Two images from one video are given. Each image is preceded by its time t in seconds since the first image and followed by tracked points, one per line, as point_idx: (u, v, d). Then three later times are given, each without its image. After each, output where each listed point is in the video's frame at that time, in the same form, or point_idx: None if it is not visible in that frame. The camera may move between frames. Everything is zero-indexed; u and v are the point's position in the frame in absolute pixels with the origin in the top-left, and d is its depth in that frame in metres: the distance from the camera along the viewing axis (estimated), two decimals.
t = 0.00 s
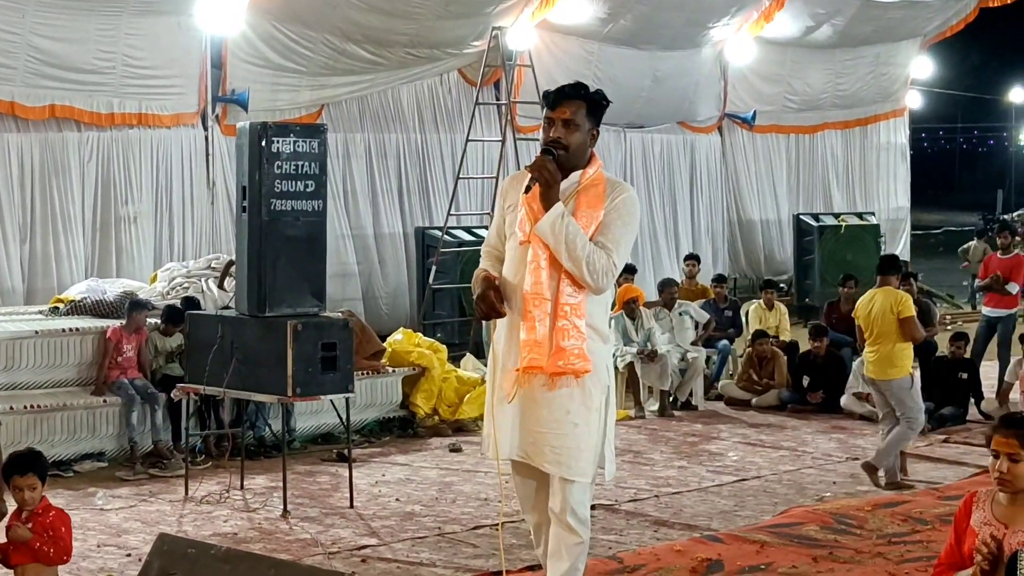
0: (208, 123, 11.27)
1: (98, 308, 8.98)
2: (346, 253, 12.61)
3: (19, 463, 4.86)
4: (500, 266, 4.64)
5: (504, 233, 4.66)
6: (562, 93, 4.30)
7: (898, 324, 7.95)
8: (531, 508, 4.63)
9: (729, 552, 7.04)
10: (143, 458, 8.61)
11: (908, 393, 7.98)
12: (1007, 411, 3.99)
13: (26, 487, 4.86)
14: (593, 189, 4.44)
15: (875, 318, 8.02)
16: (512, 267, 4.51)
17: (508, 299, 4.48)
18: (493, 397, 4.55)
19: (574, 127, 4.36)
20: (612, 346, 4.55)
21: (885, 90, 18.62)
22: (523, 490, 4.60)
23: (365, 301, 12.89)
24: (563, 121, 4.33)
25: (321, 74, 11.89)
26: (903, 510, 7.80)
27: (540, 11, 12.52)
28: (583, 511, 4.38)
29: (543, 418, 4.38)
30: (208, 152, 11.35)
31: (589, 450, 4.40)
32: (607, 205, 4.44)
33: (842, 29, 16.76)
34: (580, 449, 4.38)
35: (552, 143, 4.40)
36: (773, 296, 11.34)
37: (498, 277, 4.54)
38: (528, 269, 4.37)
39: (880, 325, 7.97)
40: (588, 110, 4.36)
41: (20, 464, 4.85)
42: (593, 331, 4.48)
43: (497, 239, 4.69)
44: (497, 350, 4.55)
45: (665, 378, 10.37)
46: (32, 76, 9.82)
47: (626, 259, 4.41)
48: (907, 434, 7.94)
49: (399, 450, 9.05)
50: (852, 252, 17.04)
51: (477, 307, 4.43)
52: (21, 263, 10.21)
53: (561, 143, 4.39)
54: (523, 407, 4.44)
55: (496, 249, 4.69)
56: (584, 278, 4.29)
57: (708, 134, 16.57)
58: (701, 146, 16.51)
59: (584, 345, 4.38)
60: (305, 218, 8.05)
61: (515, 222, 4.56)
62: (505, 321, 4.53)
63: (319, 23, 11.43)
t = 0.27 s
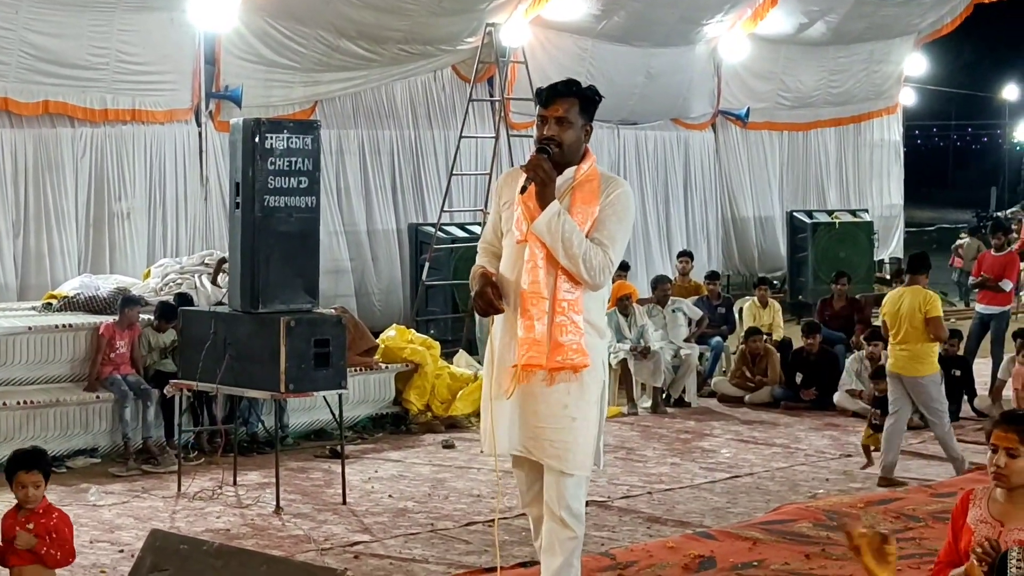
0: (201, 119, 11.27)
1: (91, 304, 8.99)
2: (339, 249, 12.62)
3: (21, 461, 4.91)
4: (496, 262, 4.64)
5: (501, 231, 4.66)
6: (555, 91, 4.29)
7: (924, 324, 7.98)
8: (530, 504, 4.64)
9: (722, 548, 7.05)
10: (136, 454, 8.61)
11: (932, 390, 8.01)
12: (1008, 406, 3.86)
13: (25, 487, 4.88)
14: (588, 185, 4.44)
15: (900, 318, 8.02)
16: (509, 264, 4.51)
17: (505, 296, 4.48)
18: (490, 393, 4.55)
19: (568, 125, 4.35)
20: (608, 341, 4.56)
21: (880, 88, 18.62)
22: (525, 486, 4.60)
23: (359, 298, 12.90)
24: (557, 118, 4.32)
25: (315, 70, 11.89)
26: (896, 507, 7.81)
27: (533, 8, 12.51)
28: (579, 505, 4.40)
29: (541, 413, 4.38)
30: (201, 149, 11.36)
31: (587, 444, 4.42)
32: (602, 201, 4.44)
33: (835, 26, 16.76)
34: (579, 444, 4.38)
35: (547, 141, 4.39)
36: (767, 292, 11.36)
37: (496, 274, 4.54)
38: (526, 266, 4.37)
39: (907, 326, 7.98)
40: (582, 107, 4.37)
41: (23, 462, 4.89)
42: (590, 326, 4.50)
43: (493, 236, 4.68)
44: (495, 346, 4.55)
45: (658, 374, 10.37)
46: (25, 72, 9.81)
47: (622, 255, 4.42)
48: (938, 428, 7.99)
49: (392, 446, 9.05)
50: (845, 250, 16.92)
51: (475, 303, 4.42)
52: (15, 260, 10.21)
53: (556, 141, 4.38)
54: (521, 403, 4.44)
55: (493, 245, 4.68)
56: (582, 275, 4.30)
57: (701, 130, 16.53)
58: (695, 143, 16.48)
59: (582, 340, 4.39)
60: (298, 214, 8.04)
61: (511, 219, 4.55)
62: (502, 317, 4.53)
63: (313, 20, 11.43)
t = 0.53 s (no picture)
0: (199, 118, 11.22)
1: (89, 301, 8.99)
2: (336, 247, 12.62)
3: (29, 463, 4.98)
4: (498, 260, 4.66)
5: (502, 228, 4.69)
6: (554, 88, 4.33)
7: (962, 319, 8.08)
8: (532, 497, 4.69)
9: (719, 546, 7.05)
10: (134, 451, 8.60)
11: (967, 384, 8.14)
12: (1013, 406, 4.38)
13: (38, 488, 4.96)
14: (587, 181, 4.48)
15: (938, 312, 8.12)
16: (510, 261, 4.54)
17: (507, 294, 4.51)
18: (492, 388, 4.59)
19: (566, 120, 4.39)
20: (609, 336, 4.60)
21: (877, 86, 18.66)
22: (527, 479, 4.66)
23: (357, 296, 12.91)
24: (556, 114, 4.35)
25: (314, 68, 11.89)
26: (894, 505, 7.81)
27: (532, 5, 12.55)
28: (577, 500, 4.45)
29: (543, 408, 4.42)
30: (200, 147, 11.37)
31: (587, 439, 4.46)
32: (601, 196, 4.47)
33: (833, 23, 16.86)
34: (579, 438, 4.43)
35: (544, 138, 4.43)
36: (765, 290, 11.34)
37: (497, 271, 4.57)
38: (526, 264, 4.41)
39: (946, 319, 8.08)
40: (580, 105, 4.40)
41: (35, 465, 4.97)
42: (592, 322, 4.54)
43: (495, 234, 4.71)
44: (496, 342, 4.58)
45: (656, 372, 10.36)
46: (23, 69, 9.82)
47: (622, 251, 4.46)
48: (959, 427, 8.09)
49: (390, 444, 9.05)
50: (843, 247, 16.94)
51: (477, 301, 4.44)
52: (13, 257, 10.21)
53: (554, 138, 4.42)
54: (522, 399, 4.48)
55: (495, 243, 4.71)
56: (582, 271, 4.34)
57: (699, 127, 16.51)
58: (693, 140, 16.46)
59: (584, 335, 4.43)
60: (296, 212, 8.03)
61: (512, 217, 4.58)
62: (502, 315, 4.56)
63: (311, 17, 11.46)
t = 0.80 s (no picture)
0: (199, 116, 11.23)
1: (88, 300, 9.00)
2: (335, 246, 12.62)
3: (33, 466, 5.03)
4: (499, 260, 4.67)
5: (503, 227, 4.70)
6: (555, 86, 4.36)
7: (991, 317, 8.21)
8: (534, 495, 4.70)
9: (718, 545, 7.05)
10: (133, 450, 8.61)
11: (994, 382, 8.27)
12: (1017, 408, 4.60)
13: (51, 486, 5.03)
14: (589, 179, 4.49)
15: (966, 309, 8.21)
16: (512, 260, 4.56)
17: (509, 292, 4.52)
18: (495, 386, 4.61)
19: (567, 119, 4.42)
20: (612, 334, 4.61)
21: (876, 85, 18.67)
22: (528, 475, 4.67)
23: (356, 296, 12.91)
24: (557, 113, 4.39)
25: (313, 67, 11.89)
26: (893, 504, 7.82)
27: (531, 4, 12.59)
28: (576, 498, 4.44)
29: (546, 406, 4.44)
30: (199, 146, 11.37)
31: (588, 437, 4.47)
32: (604, 194, 4.48)
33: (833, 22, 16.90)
34: (582, 435, 4.44)
35: (546, 136, 4.46)
36: (764, 289, 11.34)
37: (499, 269, 4.59)
38: (527, 263, 4.42)
39: (975, 316, 8.19)
40: (581, 103, 4.42)
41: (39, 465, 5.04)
42: (594, 320, 4.55)
43: (496, 234, 4.71)
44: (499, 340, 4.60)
45: (655, 371, 10.38)
46: (22, 68, 9.81)
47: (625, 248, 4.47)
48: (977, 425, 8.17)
49: (389, 443, 9.04)
50: (842, 246, 16.96)
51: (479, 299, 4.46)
52: (12, 256, 10.21)
53: (555, 136, 4.44)
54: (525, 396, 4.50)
55: (495, 243, 4.70)
56: (585, 269, 4.36)
57: (698, 127, 16.52)
58: (693, 139, 16.48)
59: (588, 333, 4.44)
60: (295, 211, 8.03)
61: (513, 216, 4.60)
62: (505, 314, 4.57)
63: (311, 16, 11.45)
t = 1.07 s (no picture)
0: (195, 113, 11.27)
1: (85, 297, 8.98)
2: (332, 243, 12.62)
3: (43, 469, 4.97)
4: (501, 256, 4.80)
5: (505, 225, 4.83)
6: (558, 83, 4.47)
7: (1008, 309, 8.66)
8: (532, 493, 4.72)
9: (714, 541, 7.05)
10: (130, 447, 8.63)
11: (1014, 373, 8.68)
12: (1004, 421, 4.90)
13: (68, 486, 4.99)
14: (591, 176, 4.63)
15: (983, 303, 8.67)
16: (514, 256, 4.68)
17: (510, 288, 4.64)
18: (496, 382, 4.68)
19: (570, 117, 4.54)
20: (612, 331, 4.72)
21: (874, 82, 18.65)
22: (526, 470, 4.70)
23: (353, 293, 12.91)
24: (559, 110, 4.50)
25: (310, 64, 11.88)
26: (889, 500, 7.82)
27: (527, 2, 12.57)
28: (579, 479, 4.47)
29: (547, 398, 4.51)
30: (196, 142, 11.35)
31: (587, 431, 4.53)
32: (606, 190, 4.63)
33: (829, 20, 16.85)
34: (584, 429, 4.50)
35: (549, 134, 4.57)
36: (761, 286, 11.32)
37: (501, 266, 4.71)
38: (528, 259, 4.55)
39: (993, 311, 8.64)
40: (584, 100, 4.54)
41: (48, 468, 4.99)
42: (595, 316, 4.66)
43: (498, 231, 4.84)
44: (500, 336, 4.69)
45: (652, 368, 10.38)
46: (18, 66, 9.80)
47: (627, 243, 4.61)
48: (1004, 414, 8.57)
49: (386, 440, 9.04)
50: (839, 243, 16.93)
51: (481, 294, 4.58)
52: (8, 253, 10.20)
53: (558, 134, 4.56)
54: (526, 390, 4.57)
55: (497, 239, 4.84)
56: (588, 264, 4.49)
57: (695, 124, 16.59)
58: (689, 136, 16.54)
59: (589, 328, 4.55)
60: (291, 208, 8.04)
61: (516, 213, 4.73)
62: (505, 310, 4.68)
63: (307, 13, 11.42)
